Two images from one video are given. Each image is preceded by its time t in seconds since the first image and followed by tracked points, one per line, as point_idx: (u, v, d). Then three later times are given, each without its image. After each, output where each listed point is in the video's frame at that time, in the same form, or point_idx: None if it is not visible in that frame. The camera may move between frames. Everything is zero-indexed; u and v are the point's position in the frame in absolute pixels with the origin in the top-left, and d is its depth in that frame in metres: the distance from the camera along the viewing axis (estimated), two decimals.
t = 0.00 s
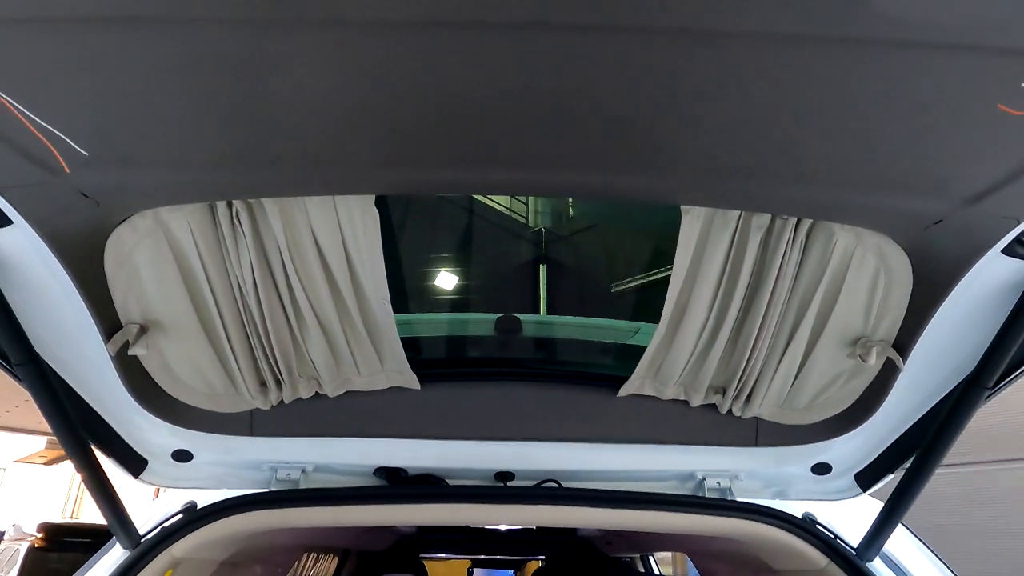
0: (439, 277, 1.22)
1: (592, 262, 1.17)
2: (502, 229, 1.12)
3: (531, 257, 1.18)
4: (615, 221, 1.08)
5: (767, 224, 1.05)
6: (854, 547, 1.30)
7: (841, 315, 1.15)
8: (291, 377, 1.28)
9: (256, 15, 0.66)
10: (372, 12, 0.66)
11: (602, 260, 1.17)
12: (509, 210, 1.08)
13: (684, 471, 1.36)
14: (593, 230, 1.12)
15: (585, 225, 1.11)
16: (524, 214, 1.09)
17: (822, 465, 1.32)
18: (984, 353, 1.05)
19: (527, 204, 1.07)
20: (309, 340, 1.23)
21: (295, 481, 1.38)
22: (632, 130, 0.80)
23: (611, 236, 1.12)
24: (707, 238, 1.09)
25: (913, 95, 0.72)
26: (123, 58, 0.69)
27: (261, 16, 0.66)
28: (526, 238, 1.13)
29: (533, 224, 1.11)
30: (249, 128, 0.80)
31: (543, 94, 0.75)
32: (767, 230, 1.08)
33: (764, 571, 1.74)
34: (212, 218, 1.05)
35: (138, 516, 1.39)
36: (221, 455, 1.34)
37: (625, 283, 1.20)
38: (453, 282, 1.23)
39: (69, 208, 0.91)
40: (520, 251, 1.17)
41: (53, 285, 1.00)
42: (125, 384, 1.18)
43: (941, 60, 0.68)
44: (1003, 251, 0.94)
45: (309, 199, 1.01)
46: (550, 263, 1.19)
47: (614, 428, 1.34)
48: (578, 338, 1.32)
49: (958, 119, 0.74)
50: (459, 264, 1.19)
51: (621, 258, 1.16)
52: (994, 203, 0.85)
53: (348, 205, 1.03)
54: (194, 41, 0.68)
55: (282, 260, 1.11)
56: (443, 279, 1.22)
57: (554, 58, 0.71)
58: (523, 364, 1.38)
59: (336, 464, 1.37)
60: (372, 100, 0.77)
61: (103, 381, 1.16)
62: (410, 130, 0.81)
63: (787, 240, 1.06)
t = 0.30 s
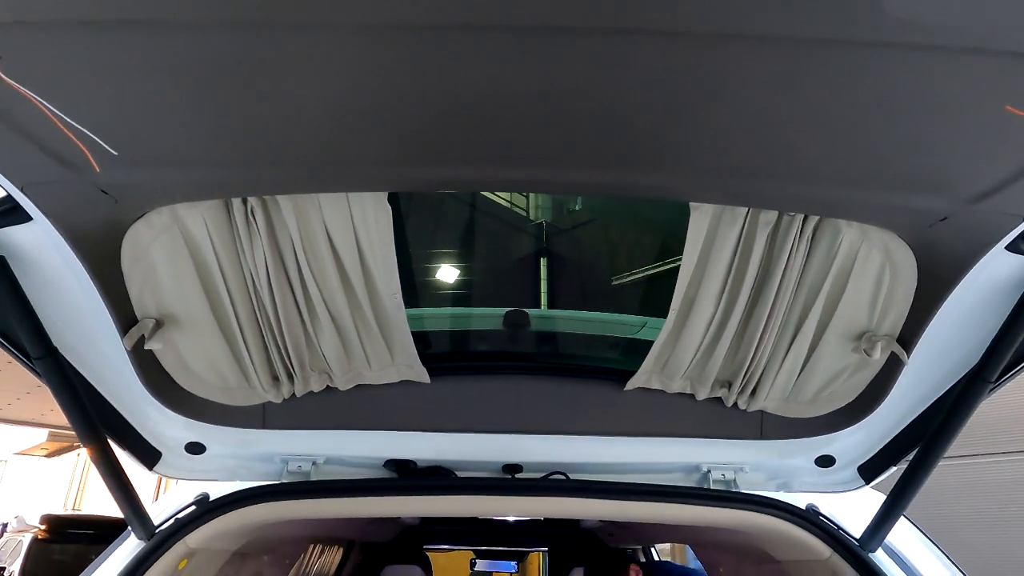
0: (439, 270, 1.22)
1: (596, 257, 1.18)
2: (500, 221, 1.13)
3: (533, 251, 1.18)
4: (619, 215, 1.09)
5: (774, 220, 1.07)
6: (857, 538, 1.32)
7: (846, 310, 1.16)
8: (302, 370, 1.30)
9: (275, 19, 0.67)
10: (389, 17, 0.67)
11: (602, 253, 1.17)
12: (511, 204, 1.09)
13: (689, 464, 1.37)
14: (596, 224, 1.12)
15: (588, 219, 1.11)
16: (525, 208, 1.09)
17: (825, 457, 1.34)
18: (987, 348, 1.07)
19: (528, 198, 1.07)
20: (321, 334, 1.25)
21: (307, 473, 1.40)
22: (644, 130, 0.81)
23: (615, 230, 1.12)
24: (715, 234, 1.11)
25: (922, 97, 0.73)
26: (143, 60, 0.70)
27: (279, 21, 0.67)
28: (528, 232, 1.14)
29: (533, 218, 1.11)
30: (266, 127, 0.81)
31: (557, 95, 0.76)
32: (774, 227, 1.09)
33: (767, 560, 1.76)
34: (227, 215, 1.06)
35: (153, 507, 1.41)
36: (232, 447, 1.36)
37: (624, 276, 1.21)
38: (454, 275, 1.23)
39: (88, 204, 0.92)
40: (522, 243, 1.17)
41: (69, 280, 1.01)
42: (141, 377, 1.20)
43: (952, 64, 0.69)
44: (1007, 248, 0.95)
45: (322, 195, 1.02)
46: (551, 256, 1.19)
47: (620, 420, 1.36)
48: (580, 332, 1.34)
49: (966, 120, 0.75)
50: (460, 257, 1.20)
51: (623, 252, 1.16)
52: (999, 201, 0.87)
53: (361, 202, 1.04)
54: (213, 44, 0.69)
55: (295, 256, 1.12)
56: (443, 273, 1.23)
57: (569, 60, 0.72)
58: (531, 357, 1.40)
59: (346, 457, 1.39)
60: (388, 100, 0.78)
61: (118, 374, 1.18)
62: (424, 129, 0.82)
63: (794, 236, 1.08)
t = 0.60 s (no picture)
0: (440, 261, 1.24)
1: (595, 248, 1.20)
2: (501, 209, 1.14)
3: (534, 240, 1.20)
4: (619, 205, 1.10)
5: (774, 216, 1.08)
6: (854, 527, 1.35)
7: (845, 305, 1.18)
8: (310, 362, 1.32)
9: (286, 25, 0.68)
10: (398, 23, 0.68)
11: (603, 241, 1.18)
12: (514, 196, 1.11)
13: (689, 454, 1.41)
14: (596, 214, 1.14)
15: (586, 210, 1.12)
16: (527, 198, 1.12)
17: (824, 448, 1.36)
18: (984, 341, 1.09)
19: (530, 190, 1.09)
20: (329, 327, 1.27)
21: (314, 462, 1.42)
22: (648, 129, 0.82)
23: (614, 221, 1.14)
24: (717, 230, 1.12)
25: (921, 101, 0.74)
26: (156, 64, 0.71)
27: (291, 27, 0.68)
28: (530, 221, 1.16)
29: (535, 207, 1.14)
30: (277, 127, 0.83)
31: (563, 96, 0.78)
32: (774, 222, 1.11)
33: (764, 548, 1.79)
34: (238, 211, 1.08)
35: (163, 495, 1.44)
36: (241, 438, 1.39)
37: (623, 267, 1.23)
38: (455, 264, 1.25)
39: (103, 201, 0.94)
40: (522, 234, 1.19)
41: (82, 273, 1.04)
42: (152, 369, 1.23)
43: (950, 71, 0.70)
44: (1004, 244, 0.97)
45: (331, 192, 1.04)
46: (552, 245, 1.21)
47: (622, 412, 1.38)
48: (581, 326, 1.37)
49: (964, 123, 0.77)
50: (460, 249, 1.21)
51: (623, 243, 1.18)
52: (995, 199, 0.89)
53: (369, 199, 1.06)
54: (226, 48, 0.70)
55: (304, 250, 1.14)
56: (443, 264, 1.24)
57: (575, 63, 0.73)
58: (533, 349, 1.43)
59: (353, 446, 1.42)
60: (396, 101, 0.79)
61: (131, 367, 1.20)
62: (432, 128, 0.84)
63: (795, 232, 1.10)
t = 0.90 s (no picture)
0: (440, 245, 1.25)
1: (595, 231, 1.21)
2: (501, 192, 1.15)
3: (535, 224, 1.21)
4: (613, 188, 1.11)
5: (781, 198, 1.09)
6: (854, 505, 1.37)
7: (848, 287, 1.19)
8: (318, 343, 1.34)
9: (300, 6, 0.68)
10: (411, 3, 0.68)
11: (606, 226, 1.20)
12: (512, 179, 1.12)
13: (693, 433, 1.42)
14: (593, 197, 1.15)
15: (585, 191, 1.13)
16: (527, 181, 1.13)
17: (825, 428, 1.38)
18: (985, 322, 1.11)
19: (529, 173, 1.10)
20: (337, 307, 1.28)
21: (323, 442, 1.45)
22: (657, 110, 0.83)
23: (615, 205, 1.15)
24: (723, 211, 1.13)
25: (929, 82, 0.75)
26: (170, 44, 0.72)
27: (304, 7, 0.68)
28: (531, 204, 1.18)
29: (536, 191, 1.14)
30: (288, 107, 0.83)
31: (574, 77, 0.78)
32: (780, 204, 1.12)
33: (764, 527, 1.81)
34: (247, 191, 1.08)
35: (174, 473, 1.47)
36: (250, 417, 1.41)
37: (628, 250, 1.24)
38: (457, 248, 1.26)
39: (116, 181, 0.94)
40: (522, 217, 1.20)
41: (93, 252, 1.05)
42: (162, 348, 1.25)
43: (959, 52, 0.70)
44: (1008, 225, 0.98)
45: (340, 174, 1.04)
46: (553, 230, 1.22)
47: (626, 391, 1.40)
48: (586, 305, 1.37)
49: (971, 104, 0.77)
50: (468, 229, 1.22)
51: (627, 226, 1.19)
52: (1000, 181, 0.90)
53: (377, 179, 1.06)
54: (239, 28, 0.71)
55: (313, 231, 1.15)
56: (444, 247, 1.25)
57: (586, 44, 0.74)
58: (542, 332, 1.44)
59: (360, 426, 1.44)
60: (407, 82, 0.79)
61: (142, 346, 1.23)
62: (442, 109, 0.84)
63: (800, 213, 1.10)
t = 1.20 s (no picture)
0: (444, 221, 1.25)
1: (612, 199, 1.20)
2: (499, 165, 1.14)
3: (538, 202, 1.22)
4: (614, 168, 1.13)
5: (798, 162, 1.07)
6: (862, 471, 1.38)
7: (862, 254, 1.19)
8: (332, 309, 1.34)
9: None
10: None
11: (612, 205, 1.21)
12: (515, 154, 1.12)
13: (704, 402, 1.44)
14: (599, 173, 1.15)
15: (591, 168, 1.14)
16: (530, 157, 1.13)
17: (835, 396, 1.39)
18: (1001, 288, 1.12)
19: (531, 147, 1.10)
20: (351, 274, 1.28)
21: (335, 409, 1.47)
22: (682, 71, 0.82)
23: (621, 181, 1.16)
24: (739, 179, 1.12)
25: (960, 40, 0.74)
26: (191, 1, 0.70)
27: None
28: (536, 181, 1.18)
29: (539, 167, 1.15)
30: (308, 68, 0.82)
31: (600, 36, 0.77)
32: (797, 169, 1.10)
33: (769, 495, 1.84)
34: (262, 155, 1.07)
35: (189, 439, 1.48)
36: (264, 384, 1.41)
37: (632, 226, 1.25)
38: (459, 226, 1.26)
39: (133, 143, 0.94)
40: (526, 194, 1.21)
41: (108, 215, 1.06)
42: (178, 315, 1.25)
43: (994, 8, 0.69)
44: None
45: (355, 136, 1.03)
46: (556, 206, 1.23)
47: (637, 359, 1.41)
48: (609, 275, 1.36)
49: (1001, 63, 0.77)
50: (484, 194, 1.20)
51: (630, 206, 1.21)
52: None
53: (393, 144, 1.05)
54: None
55: (328, 195, 1.14)
56: (448, 225, 1.26)
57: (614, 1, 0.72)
58: (553, 300, 1.44)
59: (373, 393, 1.45)
60: (429, 40, 0.78)
61: (158, 312, 1.24)
62: (464, 70, 0.83)
63: (817, 178, 1.09)
